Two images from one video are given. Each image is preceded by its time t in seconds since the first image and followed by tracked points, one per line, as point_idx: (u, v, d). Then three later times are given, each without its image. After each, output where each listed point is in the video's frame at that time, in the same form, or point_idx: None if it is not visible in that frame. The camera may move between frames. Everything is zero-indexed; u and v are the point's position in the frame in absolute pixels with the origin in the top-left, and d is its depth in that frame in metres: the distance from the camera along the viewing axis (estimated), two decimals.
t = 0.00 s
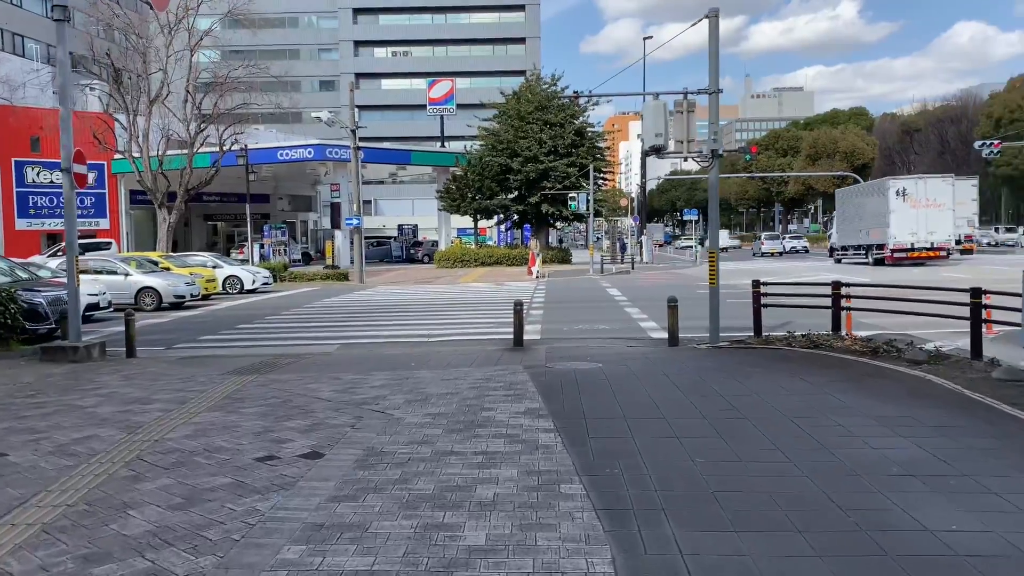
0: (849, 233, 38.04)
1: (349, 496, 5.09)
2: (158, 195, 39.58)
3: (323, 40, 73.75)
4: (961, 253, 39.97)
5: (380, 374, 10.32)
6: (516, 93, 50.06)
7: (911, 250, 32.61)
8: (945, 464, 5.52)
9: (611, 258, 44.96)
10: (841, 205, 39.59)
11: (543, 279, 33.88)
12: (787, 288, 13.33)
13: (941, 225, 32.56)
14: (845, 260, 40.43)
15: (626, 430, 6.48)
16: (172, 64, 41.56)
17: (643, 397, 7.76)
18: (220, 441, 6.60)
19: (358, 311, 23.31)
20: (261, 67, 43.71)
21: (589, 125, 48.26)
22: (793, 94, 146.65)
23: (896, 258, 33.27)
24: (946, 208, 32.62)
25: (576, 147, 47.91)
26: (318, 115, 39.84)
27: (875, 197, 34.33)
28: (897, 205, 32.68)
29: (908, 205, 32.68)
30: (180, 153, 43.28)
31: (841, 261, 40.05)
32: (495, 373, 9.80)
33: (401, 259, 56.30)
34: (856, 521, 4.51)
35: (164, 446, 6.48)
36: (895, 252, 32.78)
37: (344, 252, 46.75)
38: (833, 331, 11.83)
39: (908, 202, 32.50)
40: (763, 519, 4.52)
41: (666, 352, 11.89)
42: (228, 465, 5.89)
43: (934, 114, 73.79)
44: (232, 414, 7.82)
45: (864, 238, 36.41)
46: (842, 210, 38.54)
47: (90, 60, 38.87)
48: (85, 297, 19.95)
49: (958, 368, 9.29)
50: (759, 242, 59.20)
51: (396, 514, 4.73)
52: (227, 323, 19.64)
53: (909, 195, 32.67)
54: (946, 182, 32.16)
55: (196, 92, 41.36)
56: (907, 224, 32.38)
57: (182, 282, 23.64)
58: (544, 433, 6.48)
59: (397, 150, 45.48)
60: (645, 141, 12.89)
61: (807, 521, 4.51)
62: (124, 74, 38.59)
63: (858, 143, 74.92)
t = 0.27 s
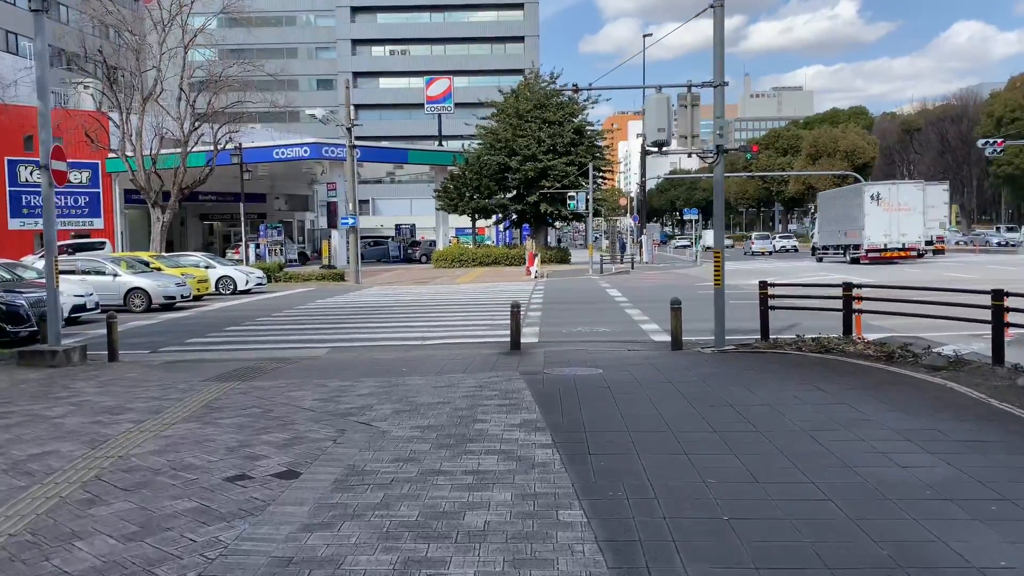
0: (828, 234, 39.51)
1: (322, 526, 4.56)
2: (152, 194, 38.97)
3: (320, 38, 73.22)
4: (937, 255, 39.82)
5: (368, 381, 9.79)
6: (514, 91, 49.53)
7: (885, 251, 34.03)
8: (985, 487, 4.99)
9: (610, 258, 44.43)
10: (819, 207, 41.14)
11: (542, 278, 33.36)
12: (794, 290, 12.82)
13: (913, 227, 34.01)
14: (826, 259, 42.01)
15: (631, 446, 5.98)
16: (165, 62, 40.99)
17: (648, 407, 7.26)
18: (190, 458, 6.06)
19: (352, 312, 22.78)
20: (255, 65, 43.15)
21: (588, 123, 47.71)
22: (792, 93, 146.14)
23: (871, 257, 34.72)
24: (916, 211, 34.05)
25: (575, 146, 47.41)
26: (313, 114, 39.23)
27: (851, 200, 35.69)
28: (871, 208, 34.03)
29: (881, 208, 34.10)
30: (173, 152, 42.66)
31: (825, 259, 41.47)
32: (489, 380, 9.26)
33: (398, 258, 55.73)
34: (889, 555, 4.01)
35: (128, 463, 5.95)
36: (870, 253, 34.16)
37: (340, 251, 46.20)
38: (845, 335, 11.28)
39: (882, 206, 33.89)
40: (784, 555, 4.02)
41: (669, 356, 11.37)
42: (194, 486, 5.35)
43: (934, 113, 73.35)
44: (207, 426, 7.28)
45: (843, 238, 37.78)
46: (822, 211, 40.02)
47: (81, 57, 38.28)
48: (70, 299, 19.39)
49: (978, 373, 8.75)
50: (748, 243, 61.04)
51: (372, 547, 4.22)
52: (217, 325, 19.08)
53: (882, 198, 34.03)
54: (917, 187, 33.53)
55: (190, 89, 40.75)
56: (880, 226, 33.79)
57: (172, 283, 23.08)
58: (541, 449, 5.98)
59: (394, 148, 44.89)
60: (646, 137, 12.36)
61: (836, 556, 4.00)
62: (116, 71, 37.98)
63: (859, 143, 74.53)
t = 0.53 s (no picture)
0: (811, 234, 42.26)
1: (291, 560, 4.04)
2: (146, 194, 38.42)
3: (318, 37, 72.72)
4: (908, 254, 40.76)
5: (356, 388, 9.27)
6: (513, 89, 49.06)
7: (861, 249, 36.86)
8: None
9: (610, 258, 43.91)
10: (803, 209, 43.76)
11: (540, 279, 32.88)
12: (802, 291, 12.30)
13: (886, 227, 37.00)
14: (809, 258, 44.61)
15: (635, 464, 5.47)
16: (159, 60, 40.45)
17: (653, 419, 6.75)
18: (153, 477, 5.54)
19: (346, 313, 22.24)
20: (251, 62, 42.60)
21: (588, 122, 47.20)
22: (792, 93, 145.69)
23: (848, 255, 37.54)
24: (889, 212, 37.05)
25: (574, 144, 46.92)
26: (308, 112, 38.66)
27: (829, 202, 38.54)
28: (848, 210, 36.97)
29: (857, 210, 37.02)
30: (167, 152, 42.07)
31: (807, 259, 44.03)
32: (482, 387, 8.74)
33: (396, 258, 55.22)
34: None
35: (85, 483, 5.42)
36: (847, 251, 36.97)
37: (337, 251, 45.65)
38: (857, 338, 10.77)
39: (858, 208, 36.82)
40: None
41: (674, 360, 10.85)
42: (152, 511, 4.82)
43: (934, 112, 72.94)
44: (179, 439, 6.75)
45: (823, 238, 40.46)
46: (805, 212, 42.66)
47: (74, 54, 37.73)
48: (55, 300, 18.85)
49: (1003, 379, 8.24)
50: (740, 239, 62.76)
51: None
52: (207, 327, 18.56)
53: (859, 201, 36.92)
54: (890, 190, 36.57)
55: (184, 88, 40.21)
56: (857, 227, 36.70)
57: (161, 284, 22.52)
58: (537, 467, 5.48)
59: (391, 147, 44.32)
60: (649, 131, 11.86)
61: None
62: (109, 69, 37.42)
63: (859, 142, 74.07)
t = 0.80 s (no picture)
0: (795, 234, 43.98)
1: None
2: (138, 193, 37.84)
3: (315, 36, 72.15)
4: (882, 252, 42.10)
5: (340, 397, 8.71)
6: (511, 87, 48.50)
7: (839, 250, 38.51)
8: None
9: (608, 258, 43.36)
10: (788, 210, 45.45)
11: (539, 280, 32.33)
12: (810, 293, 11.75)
13: (863, 230, 38.77)
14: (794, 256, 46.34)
15: (640, 489, 4.94)
16: (152, 57, 39.89)
17: (656, 436, 6.20)
18: (104, 503, 4.98)
19: (338, 314, 21.68)
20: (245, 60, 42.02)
21: (587, 121, 46.66)
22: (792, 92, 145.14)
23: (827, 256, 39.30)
24: (866, 216, 38.83)
25: (573, 143, 46.36)
26: (302, 109, 38.00)
27: (810, 206, 40.28)
28: (827, 213, 38.71)
29: (836, 214, 38.74)
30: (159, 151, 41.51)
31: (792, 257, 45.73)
32: (473, 397, 8.20)
33: (393, 258, 54.64)
34: None
35: (26, 511, 4.87)
36: (826, 251, 38.62)
37: (333, 251, 45.04)
38: (871, 342, 10.22)
39: (836, 212, 38.51)
40: None
41: (677, 365, 10.31)
42: (95, 546, 4.27)
43: (934, 111, 72.43)
44: (141, 457, 6.17)
45: (805, 239, 42.20)
46: (790, 214, 44.32)
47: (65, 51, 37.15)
48: (38, 302, 18.28)
49: None
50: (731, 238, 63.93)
51: None
52: (194, 329, 17.99)
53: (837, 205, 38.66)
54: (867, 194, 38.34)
55: (177, 86, 39.63)
56: (836, 230, 38.40)
57: (150, 285, 21.96)
58: (530, 491, 4.95)
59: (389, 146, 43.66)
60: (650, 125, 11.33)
61: None
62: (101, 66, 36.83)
63: (860, 141, 73.52)
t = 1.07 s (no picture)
0: (780, 234, 45.31)
1: None
2: (130, 193, 37.22)
3: (312, 35, 71.57)
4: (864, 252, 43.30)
5: (322, 407, 8.16)
6: (508, 85, 47.96)
7: (819, 249, 39.76)
8: None
9: (607, 258, 42.84)
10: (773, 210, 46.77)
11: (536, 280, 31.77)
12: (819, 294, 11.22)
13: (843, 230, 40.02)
14: (780, 256, 47.61)
15: (647, 517, 4.44)
16: (144, 54, 39.31)
17: (663, 453, 5.69)
18: (45, 533, 4.43)
19: (330, 315, 21.14)
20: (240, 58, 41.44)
21: (585, 119, 46.13)
22: (790, 92, 144.60)
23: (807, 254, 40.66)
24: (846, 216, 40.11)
25: (571, 141, 45.83)
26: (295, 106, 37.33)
27: (793, 207, 41.54)
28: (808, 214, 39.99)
29: (817, 215, 39.97)
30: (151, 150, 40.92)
31: (777, 256, 47.08)
32: (464, 406, 7.66)
33: (389, 258, 54.07)
34: None
35: None
36: (807, 250, 39.88)
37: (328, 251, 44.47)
38: (884, 346, 9.69)
39: (817, 212, 39.82)
40: None
41: (680, 371, 9.77)
42: None
43: (933, 110, 71.94)
44: (98, 476, 5.63)
45: (789, 238, 43.51)
46: (775, 215, 45.63)
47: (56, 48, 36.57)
48: (21, 304, 17.72)
49: None
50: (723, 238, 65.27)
51: None
52: (181, 331, 17.43)
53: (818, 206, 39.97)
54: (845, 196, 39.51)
55: (170, 84, 39.07)
56: (816, 230, 39.63)
57: (137, 286, 21.41)
58: (524, 520, 4.44)
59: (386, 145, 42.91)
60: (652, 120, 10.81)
61: None
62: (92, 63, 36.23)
63: (860, 140, 72.95)
